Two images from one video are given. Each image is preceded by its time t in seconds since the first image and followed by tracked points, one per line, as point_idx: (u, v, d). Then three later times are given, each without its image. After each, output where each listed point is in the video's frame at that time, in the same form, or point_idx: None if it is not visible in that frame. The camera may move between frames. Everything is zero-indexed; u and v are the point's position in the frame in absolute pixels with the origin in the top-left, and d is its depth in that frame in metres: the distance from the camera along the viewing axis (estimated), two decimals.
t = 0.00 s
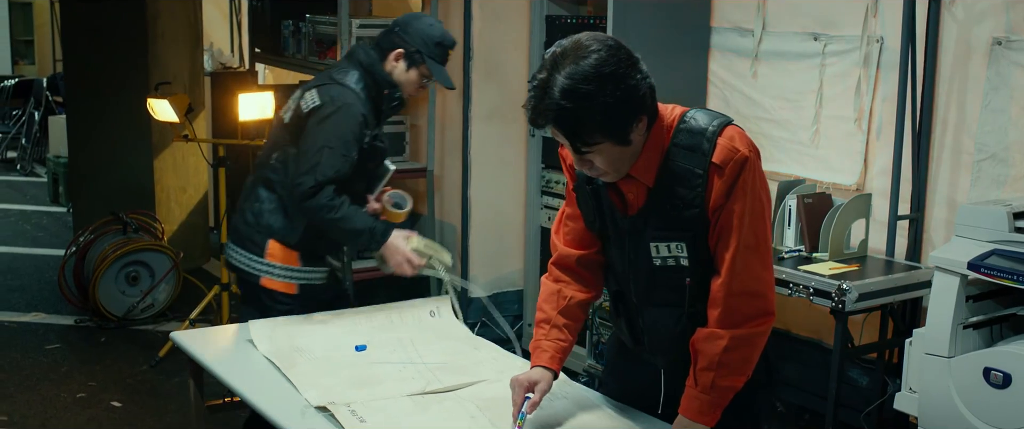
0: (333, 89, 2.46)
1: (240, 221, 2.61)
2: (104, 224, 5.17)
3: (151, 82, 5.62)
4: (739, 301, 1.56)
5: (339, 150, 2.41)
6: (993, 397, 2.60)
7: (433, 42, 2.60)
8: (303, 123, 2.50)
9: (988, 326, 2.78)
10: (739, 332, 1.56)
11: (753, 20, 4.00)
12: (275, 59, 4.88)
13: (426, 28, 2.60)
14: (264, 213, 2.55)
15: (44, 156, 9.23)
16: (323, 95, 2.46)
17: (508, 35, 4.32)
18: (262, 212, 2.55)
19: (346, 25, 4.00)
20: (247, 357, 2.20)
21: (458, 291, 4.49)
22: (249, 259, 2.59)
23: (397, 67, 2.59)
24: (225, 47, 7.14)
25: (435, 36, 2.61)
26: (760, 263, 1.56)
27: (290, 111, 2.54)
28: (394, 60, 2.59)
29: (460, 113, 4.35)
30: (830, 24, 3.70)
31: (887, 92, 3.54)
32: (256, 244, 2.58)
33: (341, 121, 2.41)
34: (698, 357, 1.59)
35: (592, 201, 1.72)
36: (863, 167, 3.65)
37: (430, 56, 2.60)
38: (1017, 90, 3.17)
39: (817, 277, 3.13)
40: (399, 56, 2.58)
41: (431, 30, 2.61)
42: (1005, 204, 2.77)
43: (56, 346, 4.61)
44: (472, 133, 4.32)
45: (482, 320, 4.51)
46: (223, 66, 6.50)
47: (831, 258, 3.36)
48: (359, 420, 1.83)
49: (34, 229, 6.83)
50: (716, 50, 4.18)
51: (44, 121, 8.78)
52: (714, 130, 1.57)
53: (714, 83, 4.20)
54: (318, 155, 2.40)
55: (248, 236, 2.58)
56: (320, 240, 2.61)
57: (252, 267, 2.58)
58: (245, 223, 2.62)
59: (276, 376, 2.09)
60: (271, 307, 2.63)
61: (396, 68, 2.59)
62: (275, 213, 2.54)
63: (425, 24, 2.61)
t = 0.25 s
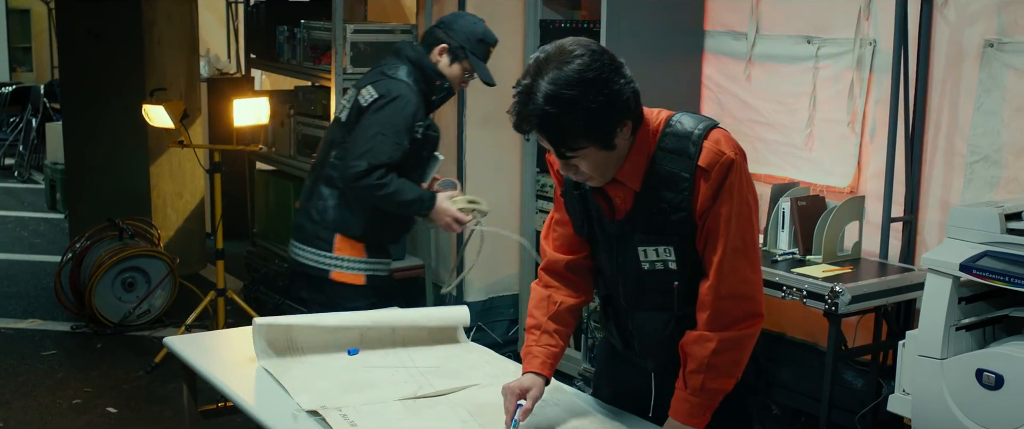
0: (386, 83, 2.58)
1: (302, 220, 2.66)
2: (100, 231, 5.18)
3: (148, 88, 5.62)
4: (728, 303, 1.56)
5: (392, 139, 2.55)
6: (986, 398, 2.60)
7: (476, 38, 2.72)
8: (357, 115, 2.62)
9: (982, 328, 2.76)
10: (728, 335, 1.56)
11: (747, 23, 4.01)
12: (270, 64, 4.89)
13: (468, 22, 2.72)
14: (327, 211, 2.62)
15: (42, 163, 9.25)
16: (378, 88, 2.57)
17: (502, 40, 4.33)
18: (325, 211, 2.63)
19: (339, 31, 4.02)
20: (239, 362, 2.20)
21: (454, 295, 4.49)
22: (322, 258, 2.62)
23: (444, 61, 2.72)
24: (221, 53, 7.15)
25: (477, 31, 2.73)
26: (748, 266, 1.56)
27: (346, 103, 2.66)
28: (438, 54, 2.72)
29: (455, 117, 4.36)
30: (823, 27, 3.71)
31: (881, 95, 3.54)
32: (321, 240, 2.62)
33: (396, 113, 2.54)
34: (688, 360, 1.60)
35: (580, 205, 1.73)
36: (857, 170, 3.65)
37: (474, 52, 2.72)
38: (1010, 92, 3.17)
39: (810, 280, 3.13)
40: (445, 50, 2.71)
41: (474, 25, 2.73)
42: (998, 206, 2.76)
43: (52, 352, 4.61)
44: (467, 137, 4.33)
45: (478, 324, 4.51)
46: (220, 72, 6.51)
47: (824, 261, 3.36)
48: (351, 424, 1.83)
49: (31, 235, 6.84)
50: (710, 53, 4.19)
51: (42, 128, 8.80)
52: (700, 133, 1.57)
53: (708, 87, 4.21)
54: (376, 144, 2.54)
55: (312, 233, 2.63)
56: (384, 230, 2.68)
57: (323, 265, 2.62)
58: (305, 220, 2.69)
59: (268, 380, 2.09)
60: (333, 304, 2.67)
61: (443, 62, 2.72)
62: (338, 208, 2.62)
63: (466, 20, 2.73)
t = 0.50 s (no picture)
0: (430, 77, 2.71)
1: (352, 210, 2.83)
2: (90, 234, 5.17)
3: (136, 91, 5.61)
4: (713, 302, 1.57)
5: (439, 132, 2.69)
6: (974, 396, 2.61)
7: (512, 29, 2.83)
8: (403, 107, 2.74)
9: (970, 326, 2.76)
10: (713, 333, 1.56)
11: (736, 23, 4.02)
12: (260, 67, 4.89)
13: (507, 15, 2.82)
14: (375, 200, 2.79)
15: (32, 166, 9.22)
16: (423, 81, 2.70)
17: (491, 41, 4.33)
18: (373, 199, 2.79)
19: (329, 33, 4.02)
20: (228, 363, 2.20)
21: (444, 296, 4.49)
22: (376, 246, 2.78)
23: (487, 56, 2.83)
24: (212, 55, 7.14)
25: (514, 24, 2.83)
26: (733, 264, 1.57)
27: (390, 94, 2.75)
28: (483, 49, 2.82)
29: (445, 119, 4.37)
30: (811, 27, 3.72)
31: (868, 94, 3.55)
32: (371, 229, 2.79)
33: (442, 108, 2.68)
34: (673, 359, 1.60)
35: (565, 206, 1.73)
36: (845, 169, 3.66)
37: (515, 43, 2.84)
38: (996, 91, 3.19)
39: (798, 279, 3.14)
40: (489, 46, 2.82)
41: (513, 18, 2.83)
42: (984, 204, 2.77)
43: (42, 356, 4.59)
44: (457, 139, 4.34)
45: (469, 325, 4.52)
46: (210, 75, 6.51)
47: (813, 260, 3.37)
48: (338, 425, 1.83)
49: (21, 239, 6.82)
50: (699, 53, 4.20)
51: (32, 131, 8.78)
52: (684, 133, 1.57)
53: (697, 87, 4.22)
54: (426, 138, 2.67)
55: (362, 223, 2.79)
56: (430, 213, 2.83)
57: (375, 253, 2.78)
58: (355, 211, 2.84)
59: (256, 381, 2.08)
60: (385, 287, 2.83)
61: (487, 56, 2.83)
62: (387, 197, 2.78)
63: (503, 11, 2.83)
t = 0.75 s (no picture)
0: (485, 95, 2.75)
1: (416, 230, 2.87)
2: (85, 239, 5.17)
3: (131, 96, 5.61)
4: (703, 304, 1.57)
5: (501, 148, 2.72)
6: (968, 397, 2.61)
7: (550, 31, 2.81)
8: (461, 126, 2.77)
9: (963, 327, 2.76)
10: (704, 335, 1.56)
11: (729, 26, 4.03)
12: (255, 71, 4.90)
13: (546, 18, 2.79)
14: (440, 219, 2.82)
15: (28, 172, 9.22)
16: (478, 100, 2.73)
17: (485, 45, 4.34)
18: (438, 219, 2.82)
19: (323, 38, 4.02)
20: (222, 366, 2.20)
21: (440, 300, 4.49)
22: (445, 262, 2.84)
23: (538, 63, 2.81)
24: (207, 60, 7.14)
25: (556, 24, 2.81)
26: (723, 266, 1.57)
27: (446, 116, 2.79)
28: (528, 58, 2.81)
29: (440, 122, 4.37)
30: (805, 30, 3.73)
31: (862, 96, 3.56)
32: (439, 248, 2.83)
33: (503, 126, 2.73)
34: (665, 361, 1.60)
35: (557, 207, 1.74)
36: (839, 171, 3.67)
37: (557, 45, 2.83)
38: (989, 93, 3.20)
39: (793, 281, 3.14)
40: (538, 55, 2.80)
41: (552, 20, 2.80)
42: (978, 205, 2.77)
43: (37, 361, 4.59)
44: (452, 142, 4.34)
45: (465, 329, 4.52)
46: (205, 79, 6.51)
47: (807, 262, 3.37)
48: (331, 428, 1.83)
49: (17, 244, 6.81)
50: (692, 56, 4.20)
51: (27, 137, 8.77)
52: (674, 136, 1.57)
53: (691, 90, 4.23)
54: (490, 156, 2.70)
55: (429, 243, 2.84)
56: (491, 225, 2.86)
57: (444, 270, 2.84)
58: (419, 227, 2.88)
59: (249, 384, 2.08)
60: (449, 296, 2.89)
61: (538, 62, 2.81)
62: (451, 215, 2.81)
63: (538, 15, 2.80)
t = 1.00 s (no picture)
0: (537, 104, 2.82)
1: (472, 224, 2.84)
2: (82, 241, 5.16)
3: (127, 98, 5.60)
4: (702, 305, 1.56)
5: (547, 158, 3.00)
6: (964, 397, 2.61)
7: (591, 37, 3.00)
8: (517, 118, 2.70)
9: (959, 327, 2.75)
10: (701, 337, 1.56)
11: (725, 26, 4.03)
12: (251, 73, 4.90)
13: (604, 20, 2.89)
14: (494, 211, 2.80)
15: (24, 174, 9.23)
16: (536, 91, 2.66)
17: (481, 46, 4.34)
18: (491, 211, 2.80)
19: (319, 39, 4.02)
20: (219, 366, 2.21)
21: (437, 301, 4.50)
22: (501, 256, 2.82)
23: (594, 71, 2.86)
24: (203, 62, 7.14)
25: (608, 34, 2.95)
26: (722, 268, 1.56)
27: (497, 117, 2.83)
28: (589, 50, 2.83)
29: (435, 124, 4.37)
30: (800, 30, 3.73)
31: (857, 96, 3.56)
32: (493, 241, 2.81)
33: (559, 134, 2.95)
34: (661, 361, 1.59)
35: (562, 197, 1.75)
36: (835, 171, 3.67)
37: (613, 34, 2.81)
38: (984, 92, 3.21)
39: (789, 281, 3.14)
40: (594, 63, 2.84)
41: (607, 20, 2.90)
42: (973, 205, 2.77)
43: (34, 363, 4.58)
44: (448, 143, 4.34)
45: (462, 330, 4.52)
46: (202, 81, 6.51)
47: (803, 262, 3.38)
48: None
49: (13, 247, 6.81)
50: (688, 57, 4.21)
51: (25, 139, 8.77)
52: (674, 134, 1.58)
53: (687, 90, 4.24)
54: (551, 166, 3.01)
55: (484, 237, 2.82)
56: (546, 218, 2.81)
57: (497, 262, 2.82)
58: (475, 223, 2.86)
59: (245, 387, 2.08)
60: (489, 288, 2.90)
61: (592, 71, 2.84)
62: (504, 207, 2.78)
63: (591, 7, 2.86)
